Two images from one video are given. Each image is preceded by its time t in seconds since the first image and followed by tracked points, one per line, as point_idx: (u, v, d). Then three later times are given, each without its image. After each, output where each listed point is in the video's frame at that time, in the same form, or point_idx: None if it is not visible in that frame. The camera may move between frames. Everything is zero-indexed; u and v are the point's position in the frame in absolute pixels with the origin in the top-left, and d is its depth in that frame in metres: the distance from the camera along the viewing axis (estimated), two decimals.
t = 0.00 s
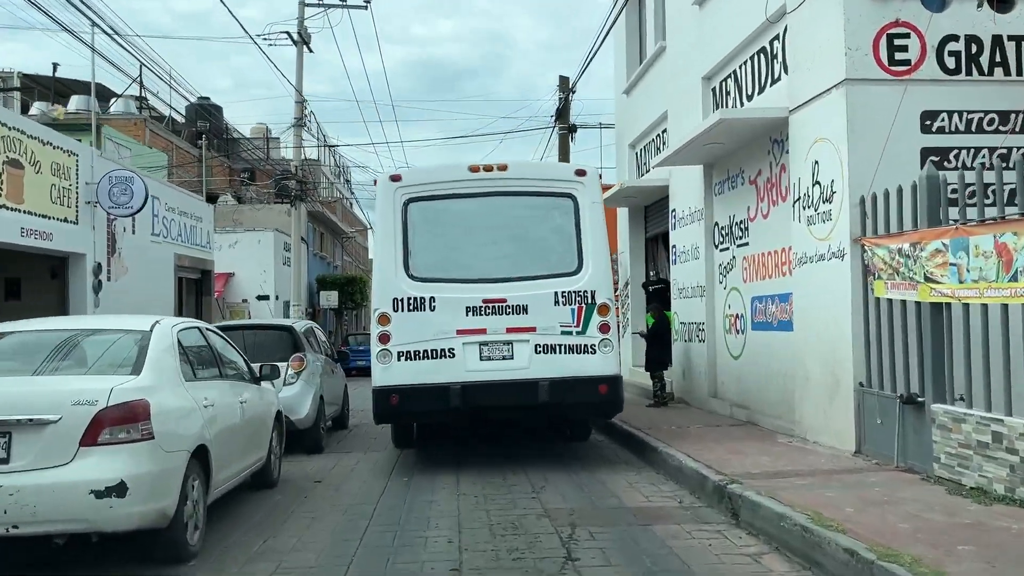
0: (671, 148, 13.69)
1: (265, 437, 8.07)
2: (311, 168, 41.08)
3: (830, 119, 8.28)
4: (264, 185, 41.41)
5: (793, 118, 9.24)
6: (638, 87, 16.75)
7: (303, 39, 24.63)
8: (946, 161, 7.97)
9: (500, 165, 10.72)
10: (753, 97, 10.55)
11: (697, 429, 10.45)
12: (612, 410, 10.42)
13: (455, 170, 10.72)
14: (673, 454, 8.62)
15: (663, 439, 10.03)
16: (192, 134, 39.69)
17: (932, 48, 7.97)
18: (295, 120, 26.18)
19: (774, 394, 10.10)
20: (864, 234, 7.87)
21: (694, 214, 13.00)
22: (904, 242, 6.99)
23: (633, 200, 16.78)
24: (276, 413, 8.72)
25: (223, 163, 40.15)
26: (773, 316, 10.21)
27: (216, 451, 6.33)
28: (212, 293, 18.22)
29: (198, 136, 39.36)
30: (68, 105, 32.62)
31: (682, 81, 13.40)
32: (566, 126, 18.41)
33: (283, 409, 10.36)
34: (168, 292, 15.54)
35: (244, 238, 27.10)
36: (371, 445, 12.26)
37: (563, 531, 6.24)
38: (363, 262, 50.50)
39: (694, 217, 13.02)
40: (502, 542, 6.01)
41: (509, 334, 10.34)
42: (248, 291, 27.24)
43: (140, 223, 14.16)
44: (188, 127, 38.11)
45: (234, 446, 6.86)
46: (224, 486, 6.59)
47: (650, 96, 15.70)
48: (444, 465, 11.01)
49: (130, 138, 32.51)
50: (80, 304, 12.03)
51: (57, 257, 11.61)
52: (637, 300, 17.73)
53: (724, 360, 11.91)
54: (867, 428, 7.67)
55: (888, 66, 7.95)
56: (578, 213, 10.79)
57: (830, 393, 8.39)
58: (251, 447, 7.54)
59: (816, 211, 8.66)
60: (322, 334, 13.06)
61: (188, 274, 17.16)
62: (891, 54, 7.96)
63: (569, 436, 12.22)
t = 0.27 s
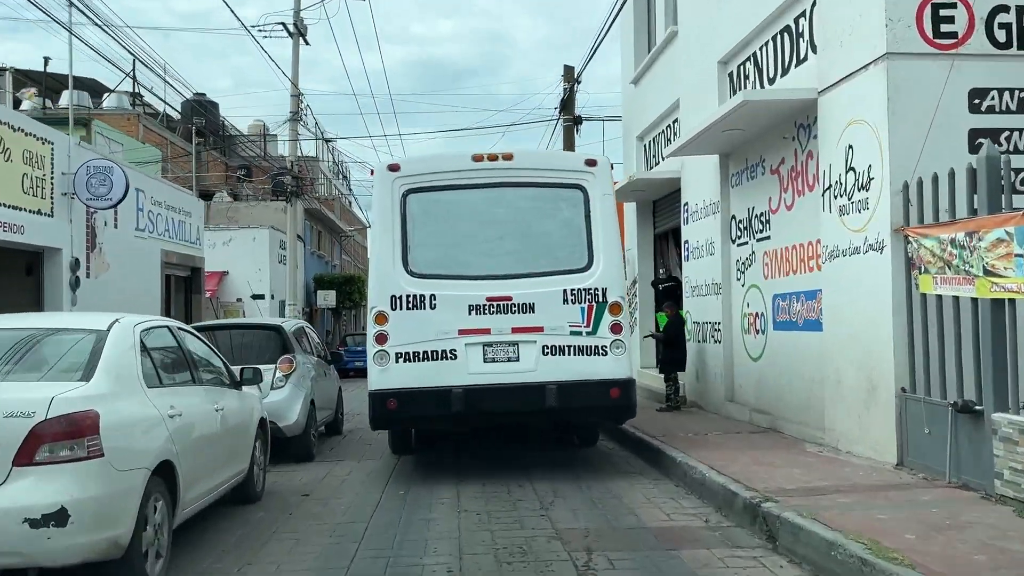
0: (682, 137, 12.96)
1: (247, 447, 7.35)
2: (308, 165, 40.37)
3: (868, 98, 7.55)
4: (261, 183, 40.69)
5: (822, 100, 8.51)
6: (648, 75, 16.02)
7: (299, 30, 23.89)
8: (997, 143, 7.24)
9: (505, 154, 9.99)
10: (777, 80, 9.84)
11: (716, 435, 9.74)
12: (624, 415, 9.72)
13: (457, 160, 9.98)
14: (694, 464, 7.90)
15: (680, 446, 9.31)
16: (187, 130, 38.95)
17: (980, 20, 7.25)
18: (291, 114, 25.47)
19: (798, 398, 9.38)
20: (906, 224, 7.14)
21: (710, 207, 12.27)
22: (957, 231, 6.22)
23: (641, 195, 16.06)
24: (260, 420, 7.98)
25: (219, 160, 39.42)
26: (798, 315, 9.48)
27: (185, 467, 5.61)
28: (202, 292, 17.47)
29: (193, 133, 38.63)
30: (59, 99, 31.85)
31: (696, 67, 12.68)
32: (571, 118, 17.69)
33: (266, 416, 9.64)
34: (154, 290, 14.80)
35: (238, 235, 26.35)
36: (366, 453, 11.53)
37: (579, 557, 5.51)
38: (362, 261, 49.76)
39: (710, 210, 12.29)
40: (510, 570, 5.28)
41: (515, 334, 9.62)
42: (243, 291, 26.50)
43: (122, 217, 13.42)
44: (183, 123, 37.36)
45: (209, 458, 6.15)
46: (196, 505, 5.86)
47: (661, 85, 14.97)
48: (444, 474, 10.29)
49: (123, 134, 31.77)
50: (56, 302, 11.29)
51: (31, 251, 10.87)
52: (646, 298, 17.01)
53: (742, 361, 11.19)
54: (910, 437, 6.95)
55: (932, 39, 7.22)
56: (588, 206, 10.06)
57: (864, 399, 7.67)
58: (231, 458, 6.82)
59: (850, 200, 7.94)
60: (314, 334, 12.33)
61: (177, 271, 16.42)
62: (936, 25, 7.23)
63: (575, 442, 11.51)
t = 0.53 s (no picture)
0: (695, 126, 12.28)
1: (226, 460, 6.69)
2: (306, 164, 39.71)
3: (908, 76, 6.89)
4: (258, 182, 40.03)
5: (854, 82, 7.85)
6: (656, 65, 15.36)
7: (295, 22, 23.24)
8: None
9: (510, 145, 9.32)
10: (801, 62, 9.17)
11: (736, 443, 9.05)
12: (636, 421, 9.04)
13: (460, 151, 9.30)
14: (717, 477, 7.22)
15: (698, 455, 8.62)
16: (183, 128, 38.30)
17: None
18: (286, 109, 24.82)
19: (824, 405, 8.71)
20: (954, 214, 6.46)
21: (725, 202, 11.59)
22: (1019, 220, 5.57)
23: (649, 190, 15.38)
24: (242, 430, 7.31)
25: (215, 159, 38.76)
26: (824, 314, 8.79)
27: (150, 487, 4.94)
28: (192, 292, 16.80)
29: (189, 131, 37.98)
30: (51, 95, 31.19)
31: (710, 54, 12.01)
32: (576, 110, 17.02)
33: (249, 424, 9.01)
34: (140, 290, 14.12)
35: (232, 233, 25.66)
36: (361, 462, 10.85)
37: None
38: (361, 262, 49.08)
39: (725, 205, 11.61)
40: None
41: (520, 336, 8.93)
42: (238, 290, 25.81)
43: (105, 212, 12.75)
44: (178, 120, 36.69)
45: (180, 474, 5.50)
46: (162, 528, 5.19)
47: (671, 76, 14.31)
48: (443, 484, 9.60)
49: (116, 131, 31.12)
50: (30, 301, 10.61)
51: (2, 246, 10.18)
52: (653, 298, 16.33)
53: (760, 364, 10.50)
54: (959, 448, 6.29)
55: (980, 10, 6.56)
56: (597, 200, 9.38)
57: (903, 406, 6.99)
58: (207, 473, 6.17)
59: (886, 189, 7.27)
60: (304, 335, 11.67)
61: (165, 270, 15.75)
62: None
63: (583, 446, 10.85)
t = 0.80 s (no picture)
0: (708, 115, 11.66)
1: (204, 474, 6.11)
2: (304, 162, 39.12)
3: (954, 51, 6.30)
4: (256, 180, 39.44)
5: (888, 60, 7.26)
6: (666, 54, 14.75)
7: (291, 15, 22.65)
8: None
9: (516, 136, 8.69)
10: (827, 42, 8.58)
11: (757, 451, 8.45)
12: (646, 425, 8.41)
13: (463, 142, 8.66)
14: (742, 490, 6.61)
15: (717, 465, 8.01)
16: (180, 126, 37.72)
17: None
18: (283, 104, 24.23)
19: (853, 411, 8.10)
20: (1006, 201, 5.90)
21: (741, 196, 10.98)
22: None
23: (659, 184, 14.79)
24: (224, 441, 6.72)
25: (213, 157, 38.16)
26: (852, 313, 8.19)
27: (106, 510, 4.33)
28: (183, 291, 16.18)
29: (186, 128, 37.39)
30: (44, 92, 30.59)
31: (724, 40, 11.41)
32: (581, 103, 16.42)
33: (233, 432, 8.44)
34: (126, 288, 13.51)
35: (228, 232, 25.06)
36: (357, 469, 10.26)
37: None
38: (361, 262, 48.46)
39: (741, 200, 11.00)
40: None
41: (526, 335, 8.32)
42: (233, 289, 25.19)
43: (88, 206, 12.13)
44: (175, 118, 36.09)
45: (147, 491, 4.94)
46: (123, 554, 4.59)
47: (681, 65, 13.70)
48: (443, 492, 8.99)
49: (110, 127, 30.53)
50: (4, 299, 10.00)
51: None
52: (662, 298, 15.74)
53: (781, 366, 9.91)
54: (1015, 459, 5.69)
55: None
56: (606, 193, 8.73)
57: (950, 413, 6.37)
58: (182, 489, 5.60)
59: (927, 176, 6.68)
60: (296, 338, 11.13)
61: (154, 269, 15.15)
62: None
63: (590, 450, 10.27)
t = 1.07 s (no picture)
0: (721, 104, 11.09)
1: (180, 484, 5.52)
2: (303, 160, 38.55)
3: (1003, 24, 5.76)
4: (254, 179, 38.89)
5: (924, 38, 6.70)
6: (674, 43, 14.18)
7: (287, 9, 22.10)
8: None
9: (518, 129, 8.09)
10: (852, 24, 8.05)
11: (777, 461, 7.85)
12: (654, 429, 7.85)
13: (463, 135, 8.07)
14: (770, 507, 6.02)
15: (736, 476, 7.41)
16: (177, 124, 37.17)
17: None
18: (279, 99, 23.68)
19: (884, 417, 7.53)
20: None
21: (758, 191, 10.40)
22: None
23: (668, 179, 14.23)
24: (202, 451, 6.13)
25: (210, 156, 37.61)
26: (882, 312, 7.61)
27: (40, 533, 3.72)
28: (173, 290, 15.61)
29: (182, 126, 36.84)
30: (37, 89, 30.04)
31: (737, 27, 10.86)
32: (586, 96, 15.86)
33: (216, 439, 7.87)
34: (112, 287, 12.95)
35: (223, 230, 24.51)
36: (352, 477, 9.69)
37: None
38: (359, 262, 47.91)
39: (757, 194, 10.42)
40: None
41: (530, 336, 7.74)
42: (227, 289, 24.58)
43: (70, 201, 11.55)
44: (170, 116, 35.54)
45: (104, 509, 4.35)
46: None
47: (692, 56, 13.12)
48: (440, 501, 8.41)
49: (104, 125, 29.98)
50: None
51: None
52: (671, 297, 15.16)
53: (801, 368, 9.35)
54: None
55: None
56: (612, 188, 8.13)
57: (1000, 421, 5.77)
58: (150, 506, 5.00)
59: (971, 161, 6.11)
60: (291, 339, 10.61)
61: (143, 267, 14.58)
62: None
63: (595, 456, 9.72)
